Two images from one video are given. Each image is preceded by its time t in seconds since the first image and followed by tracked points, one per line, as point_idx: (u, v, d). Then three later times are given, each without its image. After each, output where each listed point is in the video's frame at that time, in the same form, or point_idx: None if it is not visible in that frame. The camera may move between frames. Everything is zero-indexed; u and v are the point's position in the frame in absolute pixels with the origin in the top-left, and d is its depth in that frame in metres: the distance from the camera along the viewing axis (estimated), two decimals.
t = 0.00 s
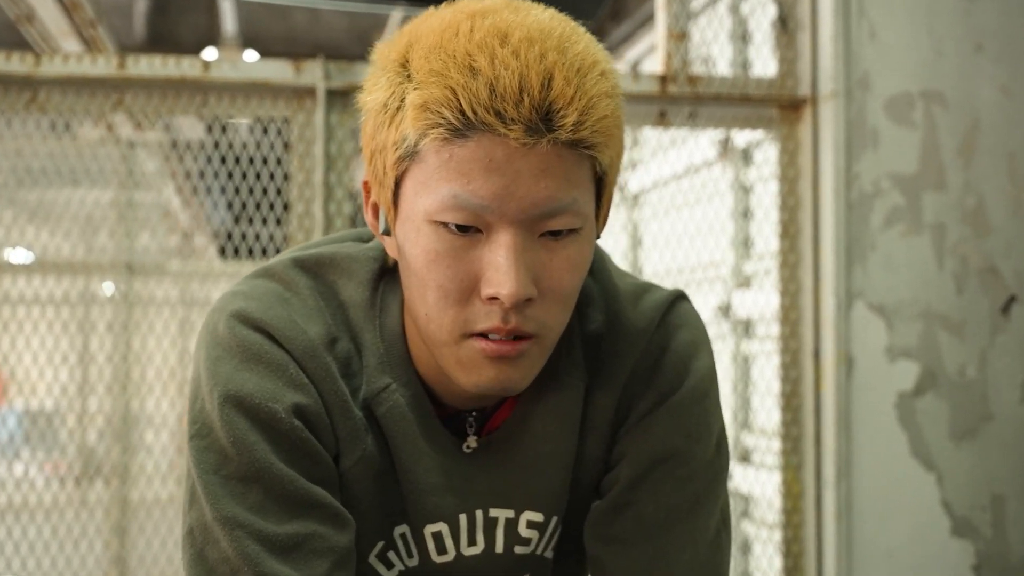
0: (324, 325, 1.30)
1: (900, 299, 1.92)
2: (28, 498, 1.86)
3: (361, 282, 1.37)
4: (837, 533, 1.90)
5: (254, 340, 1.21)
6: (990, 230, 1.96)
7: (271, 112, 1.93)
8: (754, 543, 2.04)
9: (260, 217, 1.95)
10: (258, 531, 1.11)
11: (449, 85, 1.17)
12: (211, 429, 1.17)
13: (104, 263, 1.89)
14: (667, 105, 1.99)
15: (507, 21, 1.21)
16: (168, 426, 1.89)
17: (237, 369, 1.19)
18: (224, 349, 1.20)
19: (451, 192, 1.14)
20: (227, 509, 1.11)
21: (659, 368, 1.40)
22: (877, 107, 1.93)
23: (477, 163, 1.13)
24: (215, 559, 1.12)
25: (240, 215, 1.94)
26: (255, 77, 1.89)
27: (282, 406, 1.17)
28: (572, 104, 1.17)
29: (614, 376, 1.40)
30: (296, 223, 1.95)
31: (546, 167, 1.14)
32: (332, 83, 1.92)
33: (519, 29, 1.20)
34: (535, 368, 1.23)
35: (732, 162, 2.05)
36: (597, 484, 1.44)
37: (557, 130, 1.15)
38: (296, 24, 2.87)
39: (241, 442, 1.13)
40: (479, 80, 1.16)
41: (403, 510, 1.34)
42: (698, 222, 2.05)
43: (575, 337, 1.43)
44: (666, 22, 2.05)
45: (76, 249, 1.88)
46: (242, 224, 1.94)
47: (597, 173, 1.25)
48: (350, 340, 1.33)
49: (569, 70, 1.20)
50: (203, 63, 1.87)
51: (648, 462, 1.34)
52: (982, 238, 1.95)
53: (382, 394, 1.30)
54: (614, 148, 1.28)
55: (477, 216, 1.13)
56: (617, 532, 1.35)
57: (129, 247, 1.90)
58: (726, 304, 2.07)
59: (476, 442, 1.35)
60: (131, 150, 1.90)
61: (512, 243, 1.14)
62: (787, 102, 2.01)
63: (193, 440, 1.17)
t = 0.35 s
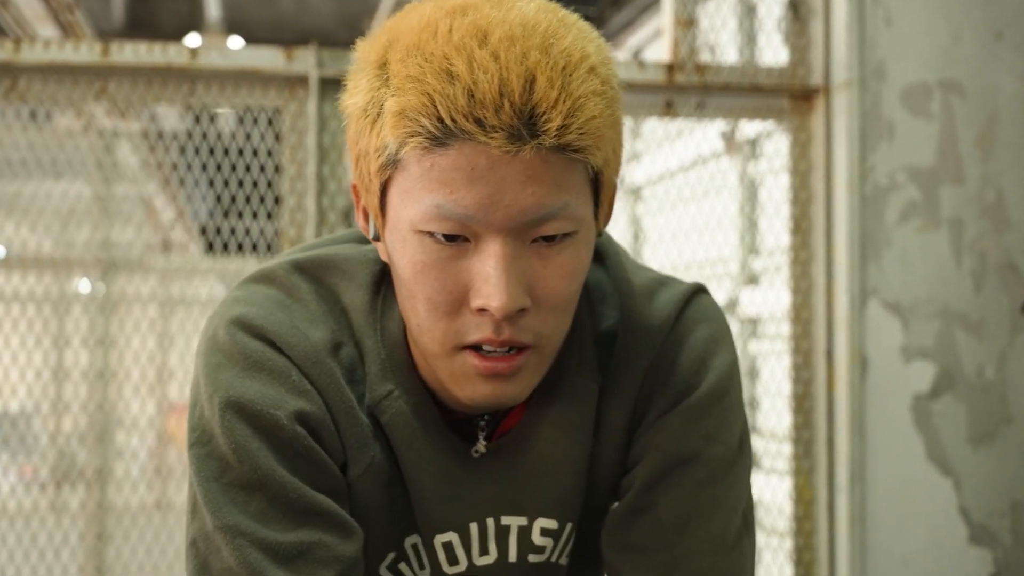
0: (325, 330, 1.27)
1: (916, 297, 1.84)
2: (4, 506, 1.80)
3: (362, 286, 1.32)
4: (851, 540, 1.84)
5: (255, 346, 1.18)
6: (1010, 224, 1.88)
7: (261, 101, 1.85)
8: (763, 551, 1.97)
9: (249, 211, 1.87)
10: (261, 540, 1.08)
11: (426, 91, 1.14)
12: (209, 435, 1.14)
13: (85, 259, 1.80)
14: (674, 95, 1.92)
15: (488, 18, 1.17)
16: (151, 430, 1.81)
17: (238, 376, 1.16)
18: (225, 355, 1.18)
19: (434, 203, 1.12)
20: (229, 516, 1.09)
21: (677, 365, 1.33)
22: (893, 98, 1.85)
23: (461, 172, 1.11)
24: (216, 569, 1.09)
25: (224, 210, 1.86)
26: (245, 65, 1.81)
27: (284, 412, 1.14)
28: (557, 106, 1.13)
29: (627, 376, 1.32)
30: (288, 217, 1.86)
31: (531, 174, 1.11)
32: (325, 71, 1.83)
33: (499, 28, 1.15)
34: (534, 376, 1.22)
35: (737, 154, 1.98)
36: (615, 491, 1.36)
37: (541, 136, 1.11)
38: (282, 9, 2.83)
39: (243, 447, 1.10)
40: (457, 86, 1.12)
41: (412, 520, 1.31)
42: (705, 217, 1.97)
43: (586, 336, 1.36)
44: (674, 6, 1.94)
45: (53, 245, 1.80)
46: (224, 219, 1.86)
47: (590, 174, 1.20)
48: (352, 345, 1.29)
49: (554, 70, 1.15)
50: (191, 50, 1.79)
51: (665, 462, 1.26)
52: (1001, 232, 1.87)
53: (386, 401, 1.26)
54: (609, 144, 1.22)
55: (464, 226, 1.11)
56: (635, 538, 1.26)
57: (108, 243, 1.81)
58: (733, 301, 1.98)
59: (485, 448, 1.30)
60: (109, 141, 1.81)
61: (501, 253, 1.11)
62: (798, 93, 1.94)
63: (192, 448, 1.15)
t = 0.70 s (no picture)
0: (327, 324, 1.20)
1: (920, 298, 1.80)
2: None
3: (363, 280, 1.26)
4: (853, 545, 1.80)
5: (256, 344, 1.12)
6: (1015, 223, 1.83)
7: (249, 98, 1.80)
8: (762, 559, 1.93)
9: (237, 210, 1.83)
10: (263, 545, 1.03)
11: (455, 67, 1.09)
12: (208, 438, 1.08)
13: (57, 259, 1.76)
14: (673, 92, 1.88)
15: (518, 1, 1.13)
16: (128, 433, 1.76)
17: (237, 375, 1.10)
18: (222, 355, 1.12)
19: (455, 180, 1.07)
20: (229, 521, 1.03)
21: (676, 370, 1.28)
22: (896, 94, 1.81)
23: (484, 150, 1.06)
24: None
25: (209, 209, 1.82)
26: (232, 61, 1.76)
27: (287, 413, 1.08)
28: (585, 90, 1.09)
29: (627, 380, 1.27)
30: (277, 217, 1.81)
31: (555, 155, 1.07)
32: (315, 67, 1.79)
33: (529, 10, 1.12)
34: (546, 367, 1.15)
35: (734, 152, 1.93)
36: (607, 498, 1.31)
37: (568, 117, 1.07)
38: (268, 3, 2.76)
39: (244, 451, 1.05)
40: (486, 63, 1.08)
41: (408, 520, 1.25)
42: (702, 215, 1.94)
43: (585, 336, 1.32)
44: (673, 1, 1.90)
45: (30, 245, 1.76)
46: (211, 218, 1.83)
47: (610, 163, 1.16)
48: (352, 343, 1.22)
49: (583, 54, 1.11)
50: (177, 45, 1.74)
51: (663, 474, 1.23)
52: (1005, 231, 1.83)
53: (388, 398, 1.20)
54: (628, 138, 1.18)
55: (484, 204, 1.06)
56: (630, 550, 1.23)
57: (86, 243, 1.76)
58: (730, 302, 1.95)
59: (482, 448, 1.25)
60: (90, 137, 1.77)
61: (520, 235, 1.06)
62: (799, 89, 1.90)
63: (189, 450, 1.09)
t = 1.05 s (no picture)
0: (330, 333, 1.18)
1: (927, 299, 1.77)
2: None
3: (366, 286, 1.24)
4: (859, 550, 1.77)
5: (256, 354, 1.11)
6: None
7: (245, 95, 1.78)
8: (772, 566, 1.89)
9: (232, 209, 1.79)
10: (265, 556, 1.01)
11: (433, 75, 1.07)
12: (209, 448, 1.06)
13: (48, 259, 1.73)
14: (676, 89, 1.86)
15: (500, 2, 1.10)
16: (117, 438, 1.74)
17: (239, 386, 1.09)
18: (224, 365, 1.10)
19: (439, 188, 1.05)
20: (232, 531, 1.01)
21: (687, 370, 1.25)
22: (903, 92, 1.77)
23: (467, 157, 1.04)
24: None
25: (202, 208, 1.78)
26: (228, 57, 1.74)
27: (288, 424, 1.07)
28: (569, 95, 1.06)
29: (638, 381, 1.24)
30: (273, 216, 1.78)
31: (539, 162, 1.04)
32: (313, 64, 1.76)
33: (511, 13, 1.08)
34: (537, 377, 1.13)
35: (738, 151, 1.90)
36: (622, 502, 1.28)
37: (551, 124, 1.04)
38: None
39: (245, 461, 1.03)
40: (465, 70, 1.05)
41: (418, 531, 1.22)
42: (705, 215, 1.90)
43: (596, 338, 1.29)
44: None
45: (19, 243, 1.73)
46: (205, 217, 1.78)
47: (603, 167, 1.13)
48: (356, 350, 1.21)
49: (567, 58, 1.08)
50: (172, 41, 1.72)
51: (674, 475, 1.19)
52: (1015, 232, 1.79)
53: (390, 408, 1.18)
54: (623, 140, 1.15)
55: (468, 212, 1.04)
56: (643, 554, 1.20)
57: (76, 242, 1.73)
58: (734, 304, 1.89)
59: (492, 453, 1.22)
60: (79, 134, 1.74)
61: (506, 244, 1.04)
62: (805, 87, 1.87)
63: (191, 460, 1.07)
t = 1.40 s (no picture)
0: (346, 327, 1.16)
1: (934, 299, 1.75)
2: None
3: (385, 281, 1.22)
4: (865, 552, 1.76)
5: (273, 346, 1.08)
6: None
7: (244, 91, 1.76)
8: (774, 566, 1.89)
9: (231, 207, 1.77)
10: (277, 553, 0.99)
11: (498, 62, 1.05)
12: (222, 442, 1.03)
13: (44, 256, 1.71)
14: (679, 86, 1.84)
15: None
16: (115, 438, 1.71)
17: (255, 378, 1.06)
18: (239, 356, 1.07)
19: (489, 175, 1.04)
20: (243, 527, 0.99)
21: (703, 378, 1.26)
22: (910, 89, 1.75)
23: (519, 148, 1.03)
24: None
25: (201, 206, 1.76)
26: (228, 53, 1.72)
27: (305, 418, 1.04)
28: (631, 95, 1.06)
29: (655, 385, 1.25)
30: (273, 214, 1.76)
31: (594, 159, 1.03)
32: (313, 60, 1.74)
33: (579, 10, 1.08)
34: (568, 377, 1.12)
35: (742, 148, 1.87)
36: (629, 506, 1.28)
37: (609, 122, 1.04)
38: None
39: (260, 455, 1.01)
40: (531, 60, 1.04)
41: (426, 532, 1.19)
42: (707, 213, 1.88)
43: (611, 342, 1.28)
44: None
45: (13, 242, 1.71)
46: (203, 215, 1.76)
47: (653, 171, 1.13)
48: (371, 345, 1.18)
49: (632, 59, 1.08)
50: (171, 36, 1.71)
51: (688, 481, 1.21)
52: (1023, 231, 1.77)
53: (409, 405, 1.16)
54: (674, 145, 1.15)
55: (516, 203, 1.03)
56: (651, 557, 1.20)
57: (71, 239, 1.72)
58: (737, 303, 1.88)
59: (503, 454, 1.20)
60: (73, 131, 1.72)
61: (552, 239, 1.03)
62: (810, 84, 1.85)
63: (201, 454, 1.04)
